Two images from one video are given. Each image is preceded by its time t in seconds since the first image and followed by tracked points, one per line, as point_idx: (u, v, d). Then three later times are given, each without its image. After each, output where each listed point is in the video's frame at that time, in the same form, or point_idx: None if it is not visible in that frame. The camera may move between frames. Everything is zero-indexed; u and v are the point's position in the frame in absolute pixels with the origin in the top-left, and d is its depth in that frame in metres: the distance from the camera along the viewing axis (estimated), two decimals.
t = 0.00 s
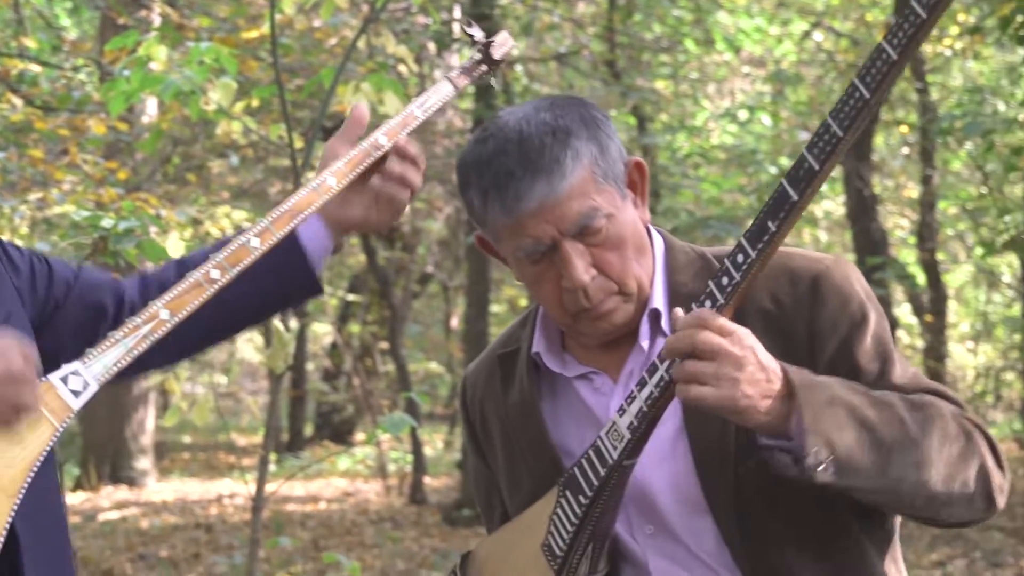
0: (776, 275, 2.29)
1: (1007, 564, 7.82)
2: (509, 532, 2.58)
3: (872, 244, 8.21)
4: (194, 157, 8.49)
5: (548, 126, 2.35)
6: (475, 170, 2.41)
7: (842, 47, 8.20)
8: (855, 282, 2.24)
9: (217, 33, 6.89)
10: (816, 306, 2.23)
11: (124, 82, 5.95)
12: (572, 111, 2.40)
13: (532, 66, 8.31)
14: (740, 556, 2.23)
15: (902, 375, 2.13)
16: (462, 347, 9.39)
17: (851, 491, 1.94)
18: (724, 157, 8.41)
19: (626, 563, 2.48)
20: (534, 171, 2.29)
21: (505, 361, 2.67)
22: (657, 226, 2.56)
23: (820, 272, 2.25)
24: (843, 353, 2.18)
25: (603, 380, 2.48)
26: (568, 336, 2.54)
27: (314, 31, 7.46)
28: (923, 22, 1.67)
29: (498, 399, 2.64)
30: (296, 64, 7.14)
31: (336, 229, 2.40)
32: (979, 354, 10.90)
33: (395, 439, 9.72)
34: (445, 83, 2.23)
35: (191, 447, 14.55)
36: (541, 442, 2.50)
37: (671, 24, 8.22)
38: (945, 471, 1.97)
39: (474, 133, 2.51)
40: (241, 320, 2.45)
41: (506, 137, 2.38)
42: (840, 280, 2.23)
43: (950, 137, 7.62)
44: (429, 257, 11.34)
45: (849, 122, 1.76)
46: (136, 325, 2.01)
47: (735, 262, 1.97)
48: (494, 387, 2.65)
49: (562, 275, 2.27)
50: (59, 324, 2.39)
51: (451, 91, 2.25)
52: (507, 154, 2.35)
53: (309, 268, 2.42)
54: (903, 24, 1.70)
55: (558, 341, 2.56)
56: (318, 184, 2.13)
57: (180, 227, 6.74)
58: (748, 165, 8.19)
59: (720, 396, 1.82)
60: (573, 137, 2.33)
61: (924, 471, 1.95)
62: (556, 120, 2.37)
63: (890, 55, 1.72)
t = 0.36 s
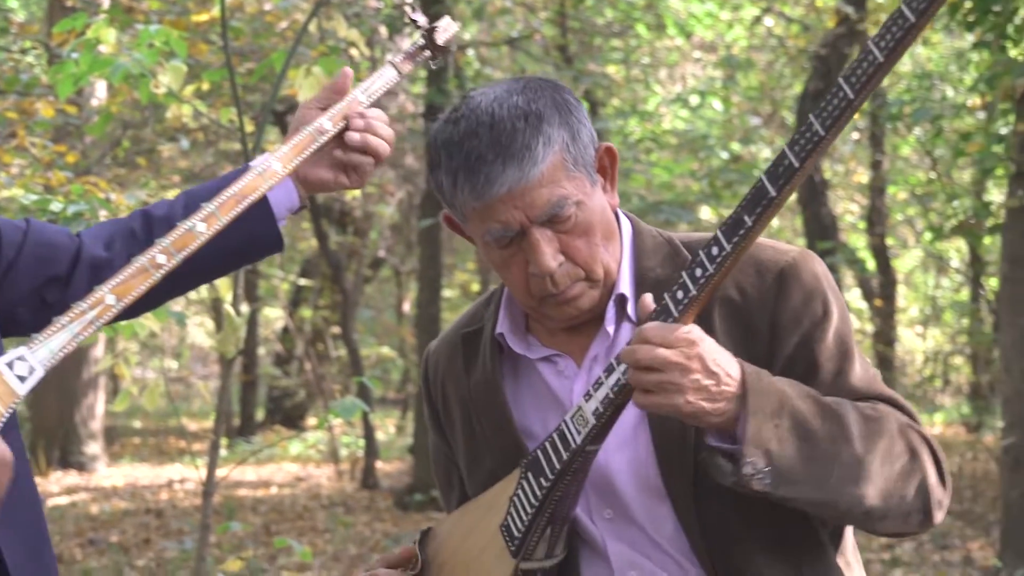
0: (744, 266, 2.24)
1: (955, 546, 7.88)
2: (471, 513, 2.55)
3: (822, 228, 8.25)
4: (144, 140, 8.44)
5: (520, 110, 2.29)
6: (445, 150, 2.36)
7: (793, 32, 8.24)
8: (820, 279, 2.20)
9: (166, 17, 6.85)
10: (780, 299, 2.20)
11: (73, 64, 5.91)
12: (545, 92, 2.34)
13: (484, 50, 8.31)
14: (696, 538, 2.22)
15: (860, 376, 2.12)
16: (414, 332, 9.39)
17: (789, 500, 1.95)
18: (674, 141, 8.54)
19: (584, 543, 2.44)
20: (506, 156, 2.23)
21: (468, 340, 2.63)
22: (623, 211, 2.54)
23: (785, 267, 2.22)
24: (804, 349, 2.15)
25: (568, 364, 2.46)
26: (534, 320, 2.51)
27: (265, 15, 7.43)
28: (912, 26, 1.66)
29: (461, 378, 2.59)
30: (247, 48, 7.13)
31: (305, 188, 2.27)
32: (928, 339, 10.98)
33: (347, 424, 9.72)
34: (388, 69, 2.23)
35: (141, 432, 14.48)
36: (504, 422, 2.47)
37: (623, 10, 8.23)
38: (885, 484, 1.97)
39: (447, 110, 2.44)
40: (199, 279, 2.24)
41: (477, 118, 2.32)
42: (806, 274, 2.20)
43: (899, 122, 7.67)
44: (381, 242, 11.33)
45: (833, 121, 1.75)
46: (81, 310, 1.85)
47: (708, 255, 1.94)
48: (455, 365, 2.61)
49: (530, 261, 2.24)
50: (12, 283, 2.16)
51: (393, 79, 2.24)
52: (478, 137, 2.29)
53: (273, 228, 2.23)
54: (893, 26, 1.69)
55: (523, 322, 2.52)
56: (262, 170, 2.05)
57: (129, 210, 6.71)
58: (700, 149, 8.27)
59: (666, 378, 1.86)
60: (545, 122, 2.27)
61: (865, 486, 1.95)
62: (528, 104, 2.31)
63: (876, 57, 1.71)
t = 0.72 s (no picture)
0: (704, 251, 2.15)
1: (910, 530, 7.94)
2: (427, 499, 2.46)
3: (779, 214, 8.28)
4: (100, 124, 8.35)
5: (492, 91, 2.18)
6: (413, 129, 2.24)
7: (750, 18, 8.26)
8: (782, 263, 2.12)
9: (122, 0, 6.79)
10: (740, 283, 2.11)
11: (27, 48, 5.84)
12: (517, 74, 2.23)
13: (441, 34, 8.29)
14: (649, 523, 2.11)
15: (823, 347, 2.02)
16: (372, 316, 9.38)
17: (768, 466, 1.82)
18: (633, 127, 8.58)
19: (542, 526, 2.33)
20: (475, 138, 2.13)
21: (427, 321, 2.53)
22: (586, 194, 2.46)
23: (748, 249, 2.13)
24: (766, 331, 2.05)
25: (527, 347, 2.38)
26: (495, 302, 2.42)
27: None
28: (868, 12, 1.63)
29: (420, 359, 2.50)
30: (203, 32, 7.07)
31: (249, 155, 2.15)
32: (884, 324, 11.05)
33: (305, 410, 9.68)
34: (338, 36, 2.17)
35: (97, 417, 14.41)
36: (460, 407, 2.39)
37: None
38: (869, 441, 1.84)
39: (415, 88, 2.32)
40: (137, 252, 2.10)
41: (447, 99, 2.20)
42: (767, 259, 2.11)
43: (854, 108, 7.71)
44: (339, 227, 11.29)
45: (790, 106, 1.71)
46: (28, 288, 1.80)
47: (667, 239, 1.90)
48: (414, 345, 2.51)
49: (494, 243, 2.14)
50: None
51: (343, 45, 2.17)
52: (447, 118, 2.18)
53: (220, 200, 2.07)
54: (850, 12, 1.66)
55: (484, 305, 2.44)
56: (210, 139, 1.98)
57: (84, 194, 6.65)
58: (659, 134, 8.34)
59: (606, 380, 1.72)
60: (517, 105, 2.17)
61: (847, 445, 1.82)
62: (500, 86, 2.20)
63: (833, 42, 1.67)
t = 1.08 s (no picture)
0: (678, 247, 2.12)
1: (885, 517, 7.97)
2: (399, 490, 2.39)
3: (754, 201, 8.29)
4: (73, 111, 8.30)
5: (462, 90, 2.15)
6: (384, 127, 2.20)
7: (724, 6, 8.26)
8: (755, 260, 2.12)
9: None
10: (714, 280, 2.09)
11: None
12: (488, 72, 2.19)
13: (416, 22, 8.26)
14: (623, 513, 2.09)
15: (789, 362, 2.05)
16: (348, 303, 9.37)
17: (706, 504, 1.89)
18: (607, 115, 8.58)
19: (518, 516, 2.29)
20: (445, 140, 2.10)
21: (402, 314, 2.48)
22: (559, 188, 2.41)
23: (721, 249, 2.11)
24: (736, 333, 2.05)
25: (503, 339, 2.33)
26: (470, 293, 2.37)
27: None
28: (861, 12, 1.64)
29: (396, 352, 2.45)
30: (177, 18, 7.04)
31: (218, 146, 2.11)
32: (858, 311, 11.08)
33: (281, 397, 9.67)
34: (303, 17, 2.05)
35: (71, 405, 14.36)
36: (438, 396, 2.33)
37: None
38: (806, 478, 1.92)
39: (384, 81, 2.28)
40: (116, 240, 2.10)
41: (417, 97, 2.17)
42: (741, 257, 2.10)
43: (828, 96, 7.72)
44: (314, 215, 11.26)
45: (779, 104, 1.71)
46: None
47: (651, 234, 1.88)
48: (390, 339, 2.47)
49: (467, 241, 2.12)
50: None
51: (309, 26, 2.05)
52: (417, 118, 2.15)
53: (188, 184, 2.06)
54: (842, 11, 1.67)
55: (460, 296, 2.40)
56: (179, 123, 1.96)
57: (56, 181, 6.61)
58: (634, 122, 8.34)
59: (572, 409, 1.81)
60: (487, 105, 2.14)
61: (783, 487, 1.89)
62: (469, 84, 2.16)
63: (826, 42, 1.67)
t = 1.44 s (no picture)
0: (674, 230, 2.12)
1: (876, 507, 7.98)
2: (395, 478, 2.38)
3: (745, 191, 8.29)
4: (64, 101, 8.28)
5: (470, 54, 2.13)
6: (390, 87, 2.18)
7: None
8: (751, 243, 2.10)
9: None
10: (711, 262, 2.08)
11: None
12: (497, 40, 2.18)
13: (407, 11, 8.24)
14: (623, 499, 2.08)
15: (785, 343, 2.04)
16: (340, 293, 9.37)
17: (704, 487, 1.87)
18: (599, 105, 8.58)
19: (510, 504, 2.28)
20: (449, 98, 2.08)
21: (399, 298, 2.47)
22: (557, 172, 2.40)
23: (718, 232, 2.10)
24: (733, 315, 2.04)
25: (499, 321, 2.30)
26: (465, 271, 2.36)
27: None
28: None
29: (392, 336, 2.44)
30: (168, 8, 7.01)
31: (155, 213, 2.01)
32: (849, 301, 11.10)
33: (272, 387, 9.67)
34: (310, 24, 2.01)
35: (62, 395, 14.36)
36: (434, 381, 2.31)
37: None
38: (804, 459, 1.89)
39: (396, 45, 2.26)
40: (69, 302, 2.04)
41: (425, 57, 2.15)
42: (737, 240, 2.09)
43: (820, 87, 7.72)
44: (306, 205, 11.25)
45: (758, 95, 1.71)
46: None
47: (634, 226, 1.87)
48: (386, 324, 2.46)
49: (463, 205, 2.11)
50: None
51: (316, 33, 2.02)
52: (424, 77, 2.13)
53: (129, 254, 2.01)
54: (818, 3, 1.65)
55: (456, 279, 2.37)
56: (182, 125, 1.88)
57: (47, 171, 6.59)
58: (625, 112, 8.34)
59: (552, 388, 1.82)
60: (493, 70, 2.12)
61: (782, 466, 1.87)
62: (478, 50, 2.14)
63: (801, 32, 1.67)
